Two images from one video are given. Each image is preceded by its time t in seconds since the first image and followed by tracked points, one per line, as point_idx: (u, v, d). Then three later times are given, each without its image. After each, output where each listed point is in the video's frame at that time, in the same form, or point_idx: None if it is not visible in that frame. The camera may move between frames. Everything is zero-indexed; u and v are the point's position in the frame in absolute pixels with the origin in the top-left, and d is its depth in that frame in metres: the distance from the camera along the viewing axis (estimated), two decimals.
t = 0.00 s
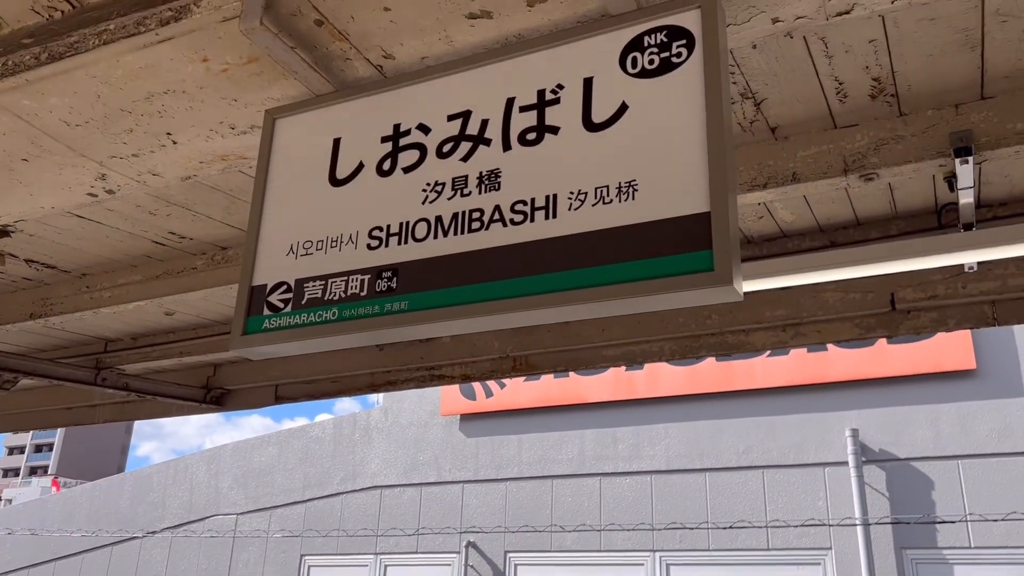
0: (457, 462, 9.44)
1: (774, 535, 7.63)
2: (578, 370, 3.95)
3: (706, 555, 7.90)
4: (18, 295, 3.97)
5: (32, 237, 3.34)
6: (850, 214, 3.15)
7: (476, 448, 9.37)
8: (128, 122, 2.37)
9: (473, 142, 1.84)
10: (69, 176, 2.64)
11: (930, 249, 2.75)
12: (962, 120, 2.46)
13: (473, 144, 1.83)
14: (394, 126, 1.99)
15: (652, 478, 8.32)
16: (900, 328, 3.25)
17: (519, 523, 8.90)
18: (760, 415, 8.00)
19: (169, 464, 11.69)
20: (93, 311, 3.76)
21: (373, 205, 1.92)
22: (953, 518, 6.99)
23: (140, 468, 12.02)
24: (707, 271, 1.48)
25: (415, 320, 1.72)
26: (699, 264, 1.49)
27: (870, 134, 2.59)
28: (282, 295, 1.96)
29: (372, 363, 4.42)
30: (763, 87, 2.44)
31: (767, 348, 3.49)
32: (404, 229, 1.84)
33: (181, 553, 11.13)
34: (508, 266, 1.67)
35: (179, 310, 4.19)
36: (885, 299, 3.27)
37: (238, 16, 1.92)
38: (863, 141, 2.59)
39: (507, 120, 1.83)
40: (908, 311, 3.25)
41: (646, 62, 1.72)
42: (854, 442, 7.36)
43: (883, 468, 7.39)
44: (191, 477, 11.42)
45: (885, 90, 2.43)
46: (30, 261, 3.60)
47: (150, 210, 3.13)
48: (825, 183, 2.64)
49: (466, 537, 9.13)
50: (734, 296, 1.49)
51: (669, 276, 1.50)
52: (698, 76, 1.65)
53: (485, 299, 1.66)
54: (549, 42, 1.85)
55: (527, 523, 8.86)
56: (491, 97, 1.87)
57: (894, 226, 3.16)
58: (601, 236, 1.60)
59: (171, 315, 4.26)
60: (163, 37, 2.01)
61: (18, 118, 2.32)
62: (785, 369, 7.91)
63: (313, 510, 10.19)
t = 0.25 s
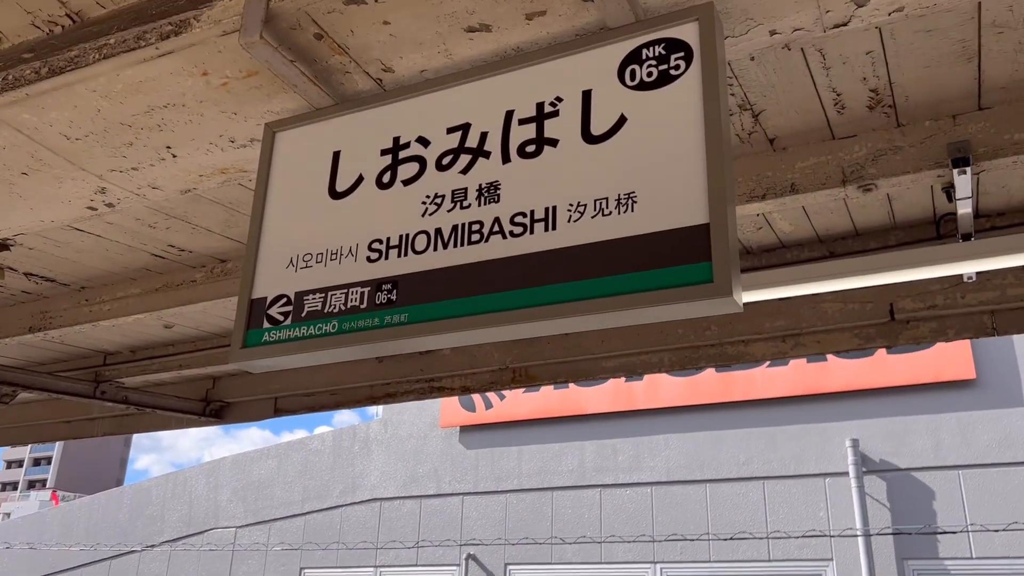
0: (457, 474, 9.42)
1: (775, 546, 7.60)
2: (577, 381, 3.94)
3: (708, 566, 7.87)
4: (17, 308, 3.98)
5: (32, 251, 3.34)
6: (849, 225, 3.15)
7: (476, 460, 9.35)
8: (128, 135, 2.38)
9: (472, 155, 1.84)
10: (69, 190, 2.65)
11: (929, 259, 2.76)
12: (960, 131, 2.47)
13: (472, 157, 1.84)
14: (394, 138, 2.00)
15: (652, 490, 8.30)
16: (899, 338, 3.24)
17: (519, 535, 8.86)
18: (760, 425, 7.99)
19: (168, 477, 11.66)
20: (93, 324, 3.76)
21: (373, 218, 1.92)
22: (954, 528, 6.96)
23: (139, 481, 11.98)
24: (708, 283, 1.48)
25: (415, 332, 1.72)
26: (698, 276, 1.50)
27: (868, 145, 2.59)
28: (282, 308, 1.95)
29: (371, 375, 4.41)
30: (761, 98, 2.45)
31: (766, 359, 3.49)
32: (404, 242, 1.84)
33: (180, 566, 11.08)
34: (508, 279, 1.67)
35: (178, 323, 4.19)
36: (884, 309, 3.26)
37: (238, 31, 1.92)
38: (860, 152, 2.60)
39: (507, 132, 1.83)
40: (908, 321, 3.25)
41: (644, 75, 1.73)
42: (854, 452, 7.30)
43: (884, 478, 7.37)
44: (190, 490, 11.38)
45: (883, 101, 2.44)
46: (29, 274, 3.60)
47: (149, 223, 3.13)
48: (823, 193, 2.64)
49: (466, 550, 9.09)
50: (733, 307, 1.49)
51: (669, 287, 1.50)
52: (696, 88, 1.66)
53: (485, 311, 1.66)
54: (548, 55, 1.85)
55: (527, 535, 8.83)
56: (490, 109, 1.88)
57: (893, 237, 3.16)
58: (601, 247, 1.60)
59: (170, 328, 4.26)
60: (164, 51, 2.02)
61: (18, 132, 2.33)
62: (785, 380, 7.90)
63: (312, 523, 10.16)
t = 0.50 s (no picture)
0: (458, 481, 9.40)
1: (777, 552, 7.58)
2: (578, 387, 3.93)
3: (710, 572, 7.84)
4: (17, 316, 3.98)
5: (31, 259, 3.34)
6: (849, 229, 3.15)
7: (477, 467, 9.33)
8: (128, 143, 2.38)
9: (472, 160, 1.84)
10: (69, 198, 2.65)
11: (929, 264, 2.75)
12: (960, 135, 2.47)
13: (472, 162, 1.84)
14: (394, 144, 2.00)
15: (653, 496, 8.28)
16: (900, 342, 3.23)
17: (520, 542, 8.84)
18: (762, 431, 7.97)
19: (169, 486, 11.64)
20: (92, 332, 3.76)
21: (373, 224, 1.92)
22: (957, 533, 6.94)
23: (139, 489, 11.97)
24: (708, 287, 1.47)
25: (415, 339, 1.71)
26: (698, 280, 1.49)
27: (867, 149, 2.59)
28: (282, 314, 1.95)
29: (372, 383, 4.40)
30: (760, 103, 2.45)
31: (767, 364, 3.48)
32: (404, 248, 1.84)
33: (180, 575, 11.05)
34: (508, 284, 1.66)
35: (178, 331, 4.19)
36: (885, 313, 3.26)
37: (237, 37, 1.92)
38: (860, 157, 2.60)
39: (507, 137, 1.83)
40: (908, 326, 3.25)
41: (644, 80, 1.73)
42: (858, 458, 7.27)
43: (886, 484, 7.34)
44: (190, 498, 11.36)
45: (882, 105, 2.44)
46: (29, 282, 3.60)
47: (149, 231, 3.13)
48: (823, 198, 2.64)
49: (467, 557, 9.07)
50: (734, 312, 1.48)
51: (669, 293, 1.50)
52: (695, 93, 1.66)
53: (485, 317, 1.66)
54: (547, 61, 1.86)
55: (529, 542, 8.81)
56: (490, 115, 1.88)
57: (893, 241, 3.16)
58: (601, 253, 1.60)
59: (170, 335, 4.26)
60: (163, 58, 2.02)
61: (18, 139, 2.33)
62: (786, 386, 7.90)
63: (312, 530, 10.14)
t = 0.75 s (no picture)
0: (461, 487, 9.40)
1: (781, 556, 7.56)
2: (580, 392, 3.93)
3: None
4: (20, 324, 3.99)
5: (33, 267, 3.35)
6: (850, 232, 3.15)
7: (480, 472, 9.33)
8: (129, 150, 2.39)
9: (472, 166, 1.84)
10: (71, 206, 2.66)
11: (930, 266, 2.75)
12: (960, 137, 2.47)
13: (473, 168, 1.84)
14: (394, 151, 2.00)
15: (656, 500, 8.27)
16: (903, 345, 3.22)
17: (524, 547, 8.83)
18: (765, 434, 7.96)
19: (172, 493, 11.65)
20: (95, 340, 3.76)
21: (374, 230, 1.92)
22: (961, 536, 6.92)
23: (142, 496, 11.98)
24: (710, 291, 1.47)
25: (416, 344, 1.71)
26: (699, 284, 1.49)
27: (868, 152, 2.59)
28: (283, 321, 1.95)
29: (374, 388, 4.40)
30: (760, 106, 2.45)
31: (770, 367, 3.48)
32: (405, 253, 1.84)
33: None
34: (509, 290, 1.66)
35: (181, 337, 4.19)
36: (887, 316, 3.25)
37: (237, 45, 1.93)
38: (861, 159, 2.60)
39: (507, 143, 1.83)
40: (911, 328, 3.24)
41: (644, 85, 1.73)
42: (859, 461, 7.29)
43: (890, 486, 7.33)
44: (193, 504, 11.37)
45: (883, 108, 2.44)
46: (31, 290, 3.61)
47: (151, 238, 3.14)
48: (824, 201, 2.64)
49: (470, 563, 9.06)
50: (735, 316, 1.48)
51: (671, 297, 1.50)
52: (695, 97, 1.66)
53: (487, 322, 1.66)
54: (547, 66, 1.86)
55: (532, 547, 8.80)
56: (490, 121, 1.88)
57: (895, 244, 3.15)
58: (602, 257, 1.60)
59: (172, 342, 4.26)
60: (164, 66, 2.03)
61: (20, 148, 2.33)
62: (789, 389, 7.89)
63: (316, 536, 10.13)
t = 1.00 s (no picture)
0: (465, 488, 9.40)
1: (786, 555, 7.55)
2: (584, 392, 3.93)
3: None
4: (24, 328, 4.00)
5: (37, 271, 3.36)
6: (853, 231, 3.14)
7: (483, 473, 9.34)
8: (132, 154, 2.39)
9: (474, 167, 1.85)
10: (74, 209, 2.67)
11: (933, 264, 2.75)
12: (962, 135, 2.47)
13: (475, 168, 1.84)
14: (396, 152, 2.00)
15: (661, 500, 8.27)
16: (906, 343, 3.22)
17: (528, 548, 8.83)
18: (768, 434, 7.96)
19: (176, 496, 11.67)
20: (98, 343, 3.78)
21: (376, 231, 1.93)
22: (966, 535, 6.91)
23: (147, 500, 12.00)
24: (713, 290, 1.47)
25: (419, 344, 1.72)
26: (702, 283, 1.49)
27: (870, 151, 2.59)
28: (287, 322, 1.95)
29: (377, 390, 4.41)
30: (762, 105, 2.45)
31: (773, 366, 3.48)
32: (408, 254, 1.85)
33: None
34: (512, 289, 1.67)
35: (184, 340, 4.20)
36: (890, 314, 3.25)
37: (240, 48, 1.93)
38: (863, 158, 2.60)
39: (509, 143, 1.84)
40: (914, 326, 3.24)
41: (645, 84, 1.73)
42: (865, 460, 7.29)
43: (894, 486, 7.31)
44: (198, 507, 11.39)
45: (884, 106, 2.45)
46: (35, 294, 3.62)
47: (155, 241, 3.15)
48: (826, 200, 2.64)
49: (475, 564, 9.06)
50: (738, 314, 1.48)
51: (672, 295, 1.50)
52: (696, 96, 1.66)
53: (490, 322, 1.66)
54: (548, 67, 1.86)
55: (536, 548, 8.80)
56: (491, 121, 1.89)
57: (897, 242, 3.15)
58: (604, 257, 1.60)
59: (176, 345, 4.27)
60: (166, 69, 2.03)
61: (23, 152, 2.34)
62: (792, 388, 7.88)
63: (320, 539, 10.15)
